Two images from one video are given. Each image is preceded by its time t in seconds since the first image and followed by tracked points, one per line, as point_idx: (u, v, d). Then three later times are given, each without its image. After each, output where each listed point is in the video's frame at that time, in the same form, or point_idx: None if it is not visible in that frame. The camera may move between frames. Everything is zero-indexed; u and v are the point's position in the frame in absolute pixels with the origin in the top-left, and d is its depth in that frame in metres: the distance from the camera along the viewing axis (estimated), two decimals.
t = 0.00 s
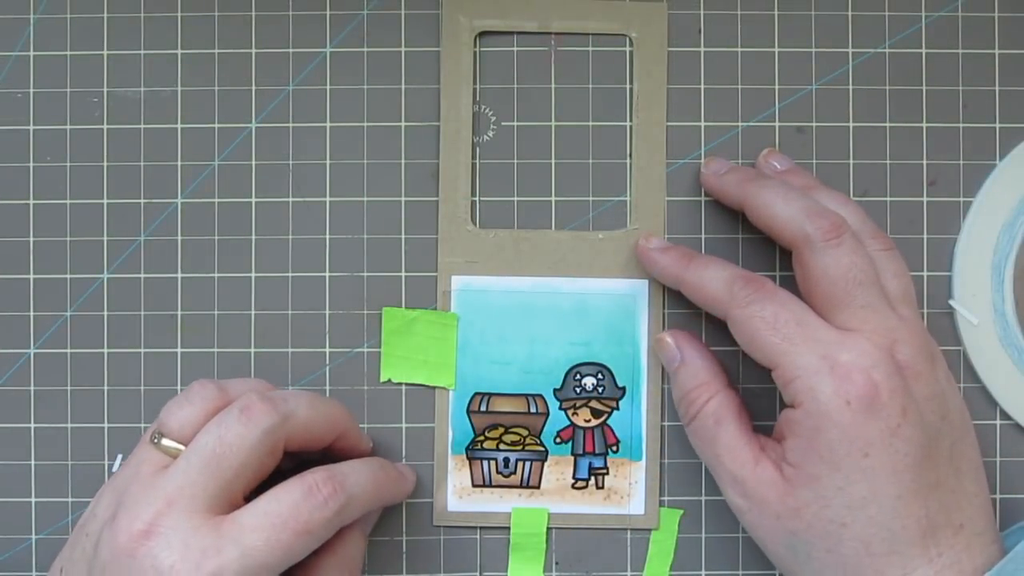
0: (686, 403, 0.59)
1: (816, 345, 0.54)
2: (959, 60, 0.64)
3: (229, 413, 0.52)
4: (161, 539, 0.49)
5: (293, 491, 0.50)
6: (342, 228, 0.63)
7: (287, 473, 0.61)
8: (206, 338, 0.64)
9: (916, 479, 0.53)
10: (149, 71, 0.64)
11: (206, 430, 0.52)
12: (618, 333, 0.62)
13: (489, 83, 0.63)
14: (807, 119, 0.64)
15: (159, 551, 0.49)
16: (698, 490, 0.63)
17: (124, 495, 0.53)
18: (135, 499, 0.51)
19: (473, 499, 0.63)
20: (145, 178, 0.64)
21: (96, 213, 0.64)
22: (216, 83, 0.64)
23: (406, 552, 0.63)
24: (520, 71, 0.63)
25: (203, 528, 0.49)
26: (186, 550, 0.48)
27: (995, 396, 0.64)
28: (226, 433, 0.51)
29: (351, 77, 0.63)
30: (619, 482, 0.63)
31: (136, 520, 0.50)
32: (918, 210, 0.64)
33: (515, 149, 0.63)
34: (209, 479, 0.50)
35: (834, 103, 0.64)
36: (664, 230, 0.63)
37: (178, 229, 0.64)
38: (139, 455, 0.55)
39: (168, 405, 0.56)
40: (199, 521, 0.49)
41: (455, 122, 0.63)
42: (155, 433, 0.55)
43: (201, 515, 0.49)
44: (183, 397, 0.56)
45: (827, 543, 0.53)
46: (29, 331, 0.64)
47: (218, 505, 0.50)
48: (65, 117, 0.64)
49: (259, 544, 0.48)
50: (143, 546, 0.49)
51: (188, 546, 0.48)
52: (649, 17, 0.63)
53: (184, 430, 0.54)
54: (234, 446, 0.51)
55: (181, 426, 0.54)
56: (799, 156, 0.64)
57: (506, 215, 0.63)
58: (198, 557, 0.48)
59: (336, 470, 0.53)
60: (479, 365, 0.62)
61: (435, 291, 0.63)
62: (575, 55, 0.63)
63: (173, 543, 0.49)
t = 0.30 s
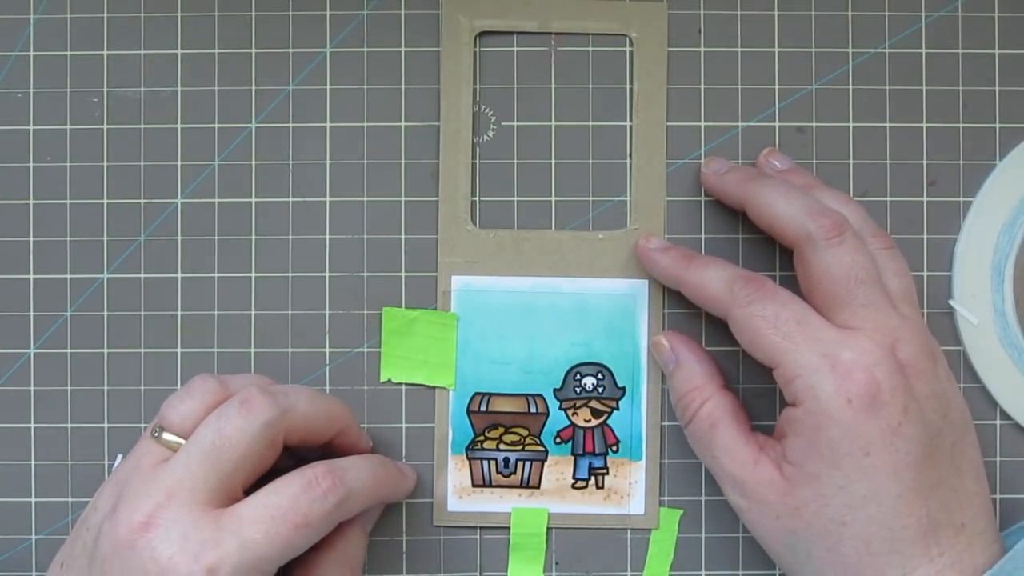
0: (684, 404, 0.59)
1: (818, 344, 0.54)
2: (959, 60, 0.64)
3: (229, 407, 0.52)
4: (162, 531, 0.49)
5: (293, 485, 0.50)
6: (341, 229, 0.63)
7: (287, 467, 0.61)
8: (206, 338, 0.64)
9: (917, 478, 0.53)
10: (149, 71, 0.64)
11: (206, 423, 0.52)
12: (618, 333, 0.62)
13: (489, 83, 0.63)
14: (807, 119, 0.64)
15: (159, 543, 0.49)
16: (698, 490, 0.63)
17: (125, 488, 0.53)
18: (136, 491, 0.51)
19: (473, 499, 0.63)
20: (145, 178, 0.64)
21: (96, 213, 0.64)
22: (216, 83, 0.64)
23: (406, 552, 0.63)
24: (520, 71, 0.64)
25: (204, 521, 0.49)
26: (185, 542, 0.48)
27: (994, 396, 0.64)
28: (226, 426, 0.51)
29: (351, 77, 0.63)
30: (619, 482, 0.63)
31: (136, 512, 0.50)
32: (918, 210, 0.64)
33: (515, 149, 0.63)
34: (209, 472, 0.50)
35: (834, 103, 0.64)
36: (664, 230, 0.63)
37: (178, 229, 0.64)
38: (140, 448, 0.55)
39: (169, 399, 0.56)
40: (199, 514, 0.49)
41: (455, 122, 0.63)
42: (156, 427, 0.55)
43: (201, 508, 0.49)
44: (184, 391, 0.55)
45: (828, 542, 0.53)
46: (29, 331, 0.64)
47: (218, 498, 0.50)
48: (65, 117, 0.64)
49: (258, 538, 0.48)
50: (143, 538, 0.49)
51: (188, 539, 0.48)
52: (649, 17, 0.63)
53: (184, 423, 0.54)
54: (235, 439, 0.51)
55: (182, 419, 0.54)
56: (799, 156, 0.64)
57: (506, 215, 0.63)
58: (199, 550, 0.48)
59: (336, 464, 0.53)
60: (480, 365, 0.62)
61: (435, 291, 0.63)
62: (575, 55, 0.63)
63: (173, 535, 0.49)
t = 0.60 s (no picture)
0: (684, 403, 0.58)
1: (819, 341, 0.54)
2: (959, 60, 0.64)
3: (230, 402, 0.52)
4: (162, 526, 0.49)
5: (293, 479, 0.51)
6: (341, 228, 0.63)
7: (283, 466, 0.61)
8: (205, 338, 0.64)
9: (918, 476, 0.53)
10: (150, 71, 0.64)
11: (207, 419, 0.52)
12: (618, 333, 0.62)
13: (489, 83, 0.63)
14: (807, 119, 0.64)
15: (159, 538, 0.49)
16: (698, 490, 0.63)
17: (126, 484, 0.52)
18: (137, 486, 0.51)
19: (473, 499, 0.63)
20: (145, 178, 0.64)
21: (96, 213, 0.64)
22: (216, 83, 0.64)
23: (406, 552, 0.63)
24: (520, 71, 0.64)
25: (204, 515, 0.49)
26: (185, 536, 0.48)
27: (994, 395, 0.64)
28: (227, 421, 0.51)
29: (351, 77, 0.63)
30: (619, 482, 0.63)
31: (136, 506, 0.50)
32: (918, 210, 0.64)
33: (515, 149, 0.63)
34: (210, 467, 0.50)
35: (834, 103, 0.64)
36: (664, 230, 0.63)
37: (178, 229, 0.64)
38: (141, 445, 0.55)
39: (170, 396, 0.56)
40: (200, 509, 0.49)
41: (456, 122, 0.63)
42: (156, 423, 0.55)
43: (202, 502, 0.49)
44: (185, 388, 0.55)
45: (828, 541, 0.53)
46: (29, 331, 0.64)
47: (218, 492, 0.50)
48: (65, 117, 0.64)
49: (257, 531, 0.48)
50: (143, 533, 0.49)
51: (188, 533, 0.48)
52: (649, 17, 0.63)
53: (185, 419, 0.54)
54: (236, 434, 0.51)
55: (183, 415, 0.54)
56: (799, 156, 0.64)
57: (506, 215, 0.63)
58: (198, 544, 0.48)
59: (335, 458, 0.54)
60: (479, 364, 0.62)
61: (435, 291, 0.63)
62: (575, 55, 0.63)
63: (173, 529, 0.49)
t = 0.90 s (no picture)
0: (686, 400, 0.59)
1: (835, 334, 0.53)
2: (959, 60, 0.64)
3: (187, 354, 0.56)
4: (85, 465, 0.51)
5: (210, 401, 0.52)
6: (341, 228, 0.63)
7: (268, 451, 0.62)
8: (205, 337, 0.64)
9: (924, 474, 0.53)
10: (150, 71, 0.64)
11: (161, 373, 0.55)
12: (618, 333, 0.62)
13: (489, 83, 0.63)
14: (807, 119, 0.64)
15: (80, 476, 0.50)
16: (698, 490, 0.63)
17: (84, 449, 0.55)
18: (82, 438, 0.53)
19: (473, 499, 0.63)
20: (145, 179, 0.64)
21: (96, 213, 0.64)
22: (216, 83, 0.64)
23: (406, 552, 0.63)
24: (519, 71, 0.64)
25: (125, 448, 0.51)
26: (105, 468, 0.50)
27: (995, 395, 0.63)
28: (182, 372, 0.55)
29: (351, 77, 0.64)
30: (619, 482, 0.63)
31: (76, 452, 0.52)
32: (918, 210, 0.64)
33: (515, 149, 0.64)
34: (148, 406, 0.53)
35: (834, 103, 0.64)
36: (665, 230, 0.63)
37: (178, 229, 0.64)
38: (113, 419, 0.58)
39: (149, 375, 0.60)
40: (121, 442, 0.51)
41: (456, 122, 0.62)
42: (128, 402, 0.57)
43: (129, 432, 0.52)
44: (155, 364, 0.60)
45: (832, 537, 0.53)
46: (29, 331, 0.64)
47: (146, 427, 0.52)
48: (65, 117, 0.64)
49: (164, 452, 0.50)
50: (75, 474, 0.51)
51: (107, 466, 0.50)
52: (649, 15, 0.63)
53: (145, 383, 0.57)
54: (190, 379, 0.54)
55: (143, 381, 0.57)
56: (799, 156, 0.64)
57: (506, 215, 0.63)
58: (115, 471, 0.50)
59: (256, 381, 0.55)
60: (479, 364, 0.62)
61: (435, 291, 0.63)
62: (574, 55, 0.64)
63: (94, 463, 0.51)
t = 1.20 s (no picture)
0: (687, 400, 0.59)
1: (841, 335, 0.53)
2: (959, 60, 0.64)
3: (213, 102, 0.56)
4: (128, 230, 0.47)
5: (214, 57, 0.49)
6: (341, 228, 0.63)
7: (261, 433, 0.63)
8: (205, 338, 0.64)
9: (925, 475, 0.53)
10: (150, 71, 0.64)
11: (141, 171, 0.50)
12: (617, 333, 0.62)
13: (489, 83, 0.64)
14: (807, 119, 0.64)
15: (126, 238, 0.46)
16: (698, 490, 0.63)
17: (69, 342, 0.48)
18: (108, 238, 0.48)
19: (473, 498, 0.63)
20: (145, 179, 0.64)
21: (96, 213, 0.64)
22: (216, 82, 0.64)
23: (406, 553, 0.63)
24: (520, 71, 0.64)
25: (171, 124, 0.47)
26: (161, 160, 0.46)
27: (995, 395, 0.63)
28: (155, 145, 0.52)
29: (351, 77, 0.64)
30: (619, 482, 0.63)
31: (109, 253, 0.47)
32: (918, 210, 0.64)
33: (515, 149, 0.64)
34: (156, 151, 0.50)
35: (834, 103, 0.64)
36: (664, 230, 0.63)
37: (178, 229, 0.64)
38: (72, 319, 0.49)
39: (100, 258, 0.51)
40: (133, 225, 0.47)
41: (456, 122, 0.63)
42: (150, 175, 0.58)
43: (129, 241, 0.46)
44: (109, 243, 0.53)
45: (833, 537, 0.53)
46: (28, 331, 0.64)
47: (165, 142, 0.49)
48: (65, 117, 0.64)
49: (201, 119, 0.46)
50: (121, 248, 0.46)
51: (156, 162, 0.47)
52: (649, 15, 0.63)
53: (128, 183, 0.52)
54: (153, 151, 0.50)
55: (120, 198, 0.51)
56: (800, 156, 0.64)
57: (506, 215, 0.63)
58: (166, 162, 0.46)
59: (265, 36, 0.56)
60: (480, 364, 0.62)
61: (435, 291, 0.63)
62: (575, 55, 0.64)
63: (149, 167, 0.48)
